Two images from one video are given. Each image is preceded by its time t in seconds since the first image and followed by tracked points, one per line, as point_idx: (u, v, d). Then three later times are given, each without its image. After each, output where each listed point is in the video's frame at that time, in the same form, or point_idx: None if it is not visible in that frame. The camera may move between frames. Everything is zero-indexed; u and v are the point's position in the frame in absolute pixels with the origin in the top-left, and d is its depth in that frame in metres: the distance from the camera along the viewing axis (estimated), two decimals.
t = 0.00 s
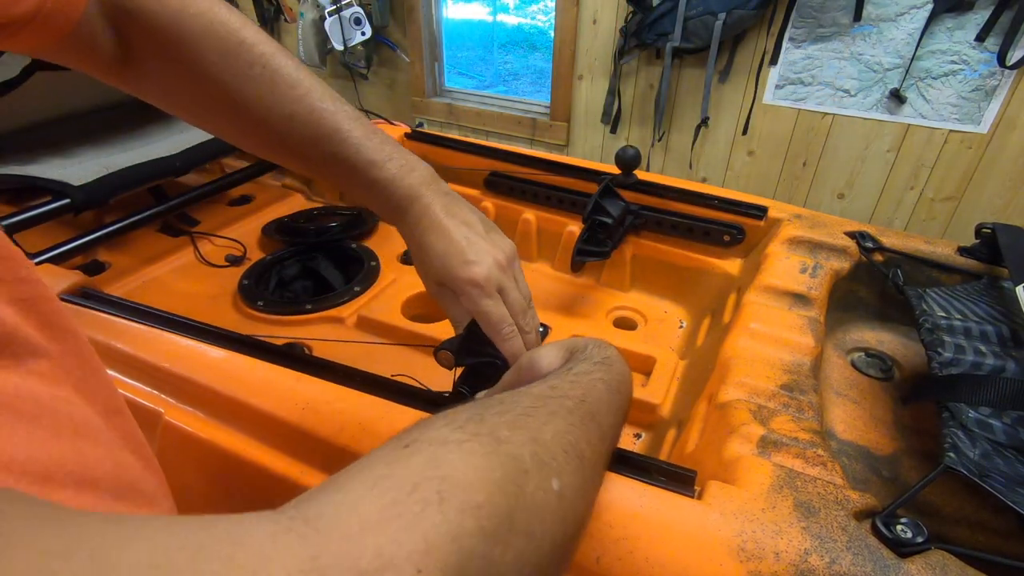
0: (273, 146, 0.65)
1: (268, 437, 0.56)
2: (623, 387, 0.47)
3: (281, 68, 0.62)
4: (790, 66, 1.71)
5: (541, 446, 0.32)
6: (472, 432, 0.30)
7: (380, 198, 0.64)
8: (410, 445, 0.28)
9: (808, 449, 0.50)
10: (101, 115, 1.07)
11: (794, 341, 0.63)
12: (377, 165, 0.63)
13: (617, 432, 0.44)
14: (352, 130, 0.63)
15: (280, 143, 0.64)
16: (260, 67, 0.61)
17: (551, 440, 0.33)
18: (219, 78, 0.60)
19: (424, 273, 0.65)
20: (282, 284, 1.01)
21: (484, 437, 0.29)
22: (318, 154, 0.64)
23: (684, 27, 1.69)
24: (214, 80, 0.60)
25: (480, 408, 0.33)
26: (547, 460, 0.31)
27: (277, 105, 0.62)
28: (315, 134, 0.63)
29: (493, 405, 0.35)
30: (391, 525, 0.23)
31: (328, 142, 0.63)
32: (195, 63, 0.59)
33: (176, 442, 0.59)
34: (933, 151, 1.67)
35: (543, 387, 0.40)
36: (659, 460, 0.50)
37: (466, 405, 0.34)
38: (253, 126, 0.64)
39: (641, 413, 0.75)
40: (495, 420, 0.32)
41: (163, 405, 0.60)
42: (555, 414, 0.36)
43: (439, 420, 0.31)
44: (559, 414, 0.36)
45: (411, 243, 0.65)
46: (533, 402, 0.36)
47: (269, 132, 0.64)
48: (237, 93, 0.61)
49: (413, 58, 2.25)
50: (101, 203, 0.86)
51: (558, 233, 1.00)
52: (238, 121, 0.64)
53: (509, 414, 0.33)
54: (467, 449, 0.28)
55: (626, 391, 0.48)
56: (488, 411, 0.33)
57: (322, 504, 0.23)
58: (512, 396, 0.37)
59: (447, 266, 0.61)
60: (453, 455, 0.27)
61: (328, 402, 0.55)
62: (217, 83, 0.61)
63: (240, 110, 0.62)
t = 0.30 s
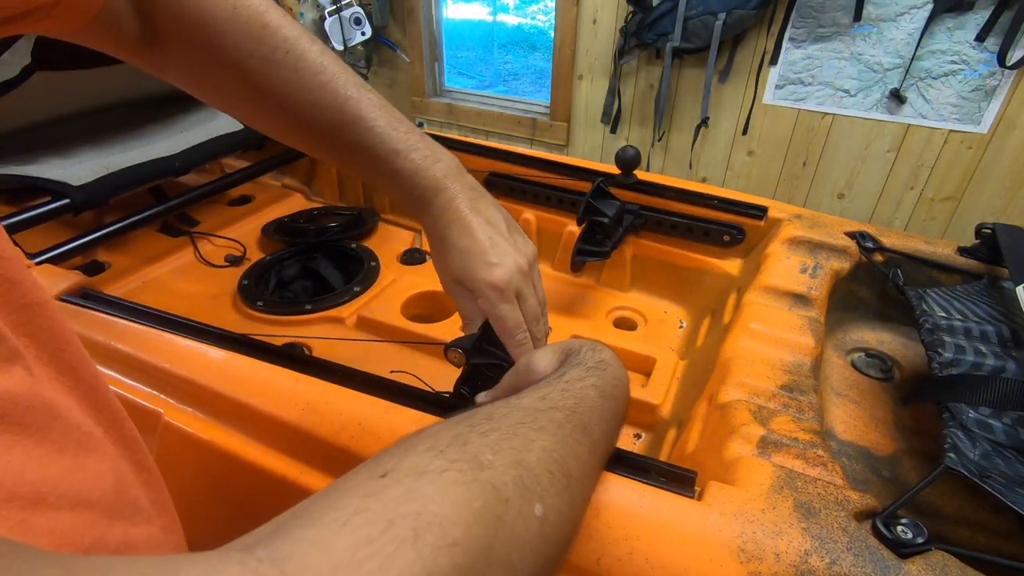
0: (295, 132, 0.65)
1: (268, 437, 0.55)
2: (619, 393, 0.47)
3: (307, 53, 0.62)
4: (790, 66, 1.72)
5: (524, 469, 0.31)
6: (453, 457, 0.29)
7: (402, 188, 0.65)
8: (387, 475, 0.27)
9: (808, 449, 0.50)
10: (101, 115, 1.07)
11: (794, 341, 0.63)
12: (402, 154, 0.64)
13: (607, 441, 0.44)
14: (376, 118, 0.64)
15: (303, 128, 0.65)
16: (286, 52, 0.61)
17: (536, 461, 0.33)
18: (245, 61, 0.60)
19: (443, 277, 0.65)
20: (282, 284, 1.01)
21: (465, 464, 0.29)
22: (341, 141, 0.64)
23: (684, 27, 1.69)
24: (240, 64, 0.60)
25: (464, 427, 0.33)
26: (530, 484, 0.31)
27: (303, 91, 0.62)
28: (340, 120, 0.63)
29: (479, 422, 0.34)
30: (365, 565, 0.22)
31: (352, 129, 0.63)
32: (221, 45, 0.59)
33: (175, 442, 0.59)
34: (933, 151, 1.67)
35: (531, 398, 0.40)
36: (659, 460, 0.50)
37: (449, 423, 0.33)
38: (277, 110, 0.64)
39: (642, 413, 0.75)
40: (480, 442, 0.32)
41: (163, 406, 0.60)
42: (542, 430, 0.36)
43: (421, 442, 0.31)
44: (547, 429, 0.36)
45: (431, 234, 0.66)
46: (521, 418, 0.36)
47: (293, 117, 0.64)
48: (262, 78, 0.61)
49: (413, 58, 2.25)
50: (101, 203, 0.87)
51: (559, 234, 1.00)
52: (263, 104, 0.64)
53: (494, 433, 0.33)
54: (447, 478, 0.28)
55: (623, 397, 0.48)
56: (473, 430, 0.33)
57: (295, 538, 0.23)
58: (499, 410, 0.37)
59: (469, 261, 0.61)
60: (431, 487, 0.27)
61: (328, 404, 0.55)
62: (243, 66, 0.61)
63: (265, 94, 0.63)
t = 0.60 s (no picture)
0: (285, 137, 0.66)
1: (269, 436, 0.56)
2: (616, 400, 0.47)
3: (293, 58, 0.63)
4: (790, 66, 1.72)
5: (520, 486, 0.32)
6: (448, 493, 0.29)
7: (393, 191, 0.65)
8: (381, 498, 0.27)
9: (808, 449, 0.50)
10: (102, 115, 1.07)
11: (794, 341, 0.63)
12: (391, 157, 0.64)
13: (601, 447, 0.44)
14: (366, 122, 0.64)
15: (294, 135, 0.65)
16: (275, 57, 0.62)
17: (532, 477, 0.33)
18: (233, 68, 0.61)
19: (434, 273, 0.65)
20: (282, 284, 1.01)
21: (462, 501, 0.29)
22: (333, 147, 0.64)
23: (684, 27, 1.69)
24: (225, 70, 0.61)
25: (461, 443, 0.33)
26: (522, 507, 0.31)
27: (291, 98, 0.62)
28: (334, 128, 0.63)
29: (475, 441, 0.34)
30: None
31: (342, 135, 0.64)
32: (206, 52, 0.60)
33: (175, 442, 0.59)
34: (933, 151, 1.67)
35: (526, 408, 0.40)
36: (659, 460, 0.50)
37: (445, 438, 0.34)
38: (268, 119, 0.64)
39: (641, 413, 0.75)
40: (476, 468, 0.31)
41: (164, 405, 0.60)
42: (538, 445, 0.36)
43: (416, 460, 0.31)
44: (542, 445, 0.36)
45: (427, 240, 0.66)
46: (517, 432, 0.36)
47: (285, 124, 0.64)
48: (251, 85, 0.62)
49: (413, 58, 2.25)
50: (101, 203, 0.86)
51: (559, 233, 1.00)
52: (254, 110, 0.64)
53: (490, 452, 0.33)
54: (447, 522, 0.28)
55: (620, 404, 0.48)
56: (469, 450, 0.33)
57: (283, 574, 0.23)
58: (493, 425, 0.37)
59: (463, 260, 0.60)
60: (424, 509, 0.27)
61: (328, 404, 0.55)
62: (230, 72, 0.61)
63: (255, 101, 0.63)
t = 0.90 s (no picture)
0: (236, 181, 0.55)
1: (269, 436, 0.56)
2: (605, 380, 0.46)
3: (250, 105, 0.54)
4: (790, 66, 1.72)
5: None
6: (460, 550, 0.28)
7: (355, 220, 0.60)
8: None
9: (808, 448, 0.50)
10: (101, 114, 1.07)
11: (794, 341, 0.63)
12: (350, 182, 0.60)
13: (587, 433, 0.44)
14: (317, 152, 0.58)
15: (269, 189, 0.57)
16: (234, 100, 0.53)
17: None
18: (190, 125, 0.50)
19: (423, 275, 0.62)
20: (282, 284, 1.01)
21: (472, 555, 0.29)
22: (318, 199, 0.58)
23: (684, 27, 1.69)
24: (180, 121, 0.49)
25: None
26: None
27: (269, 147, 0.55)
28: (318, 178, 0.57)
29: (475, 462, 0.32)
30: None
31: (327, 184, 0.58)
32: (155, 104, 0.49)
33: (175, 441, 0.59)
34: (933, 151, 1.67)
35: (522, 396, 0.38)
36: (660, 459, 0.50)
37: None
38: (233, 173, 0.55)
39: (641, 412, 0.76)
40: (483, 511, 0.30)
41: (164, 405, 0.60)
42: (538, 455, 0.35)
43: None
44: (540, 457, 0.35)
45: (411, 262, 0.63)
46: (517, 441, 0.34)
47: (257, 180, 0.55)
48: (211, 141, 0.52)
49: (413, 58, 2.25)
50: (100, 203, 0.86)
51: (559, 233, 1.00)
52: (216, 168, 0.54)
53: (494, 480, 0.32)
54: None
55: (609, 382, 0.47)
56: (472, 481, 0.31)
57: None
58: (491, 432, 0.35)
59: (459, 240, 0.62)
60: None
61: (328, 403, 0.55)
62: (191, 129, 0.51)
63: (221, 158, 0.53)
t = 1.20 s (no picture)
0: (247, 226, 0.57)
1: (269, 436, 0.56)
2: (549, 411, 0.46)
3: (237, 154, 0.55)
4: (790, 66, 1.72)
5: None
6: None
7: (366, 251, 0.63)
8: None
9: (808, 448, 0.50)
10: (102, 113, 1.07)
11: (794, 341, 0.63)
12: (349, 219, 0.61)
13: (534, 472, 0.44)
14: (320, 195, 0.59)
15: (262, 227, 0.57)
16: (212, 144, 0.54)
17: None
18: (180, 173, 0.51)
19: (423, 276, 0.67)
20: (282, 284, 1.01)
21: None
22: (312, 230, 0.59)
23: (684, 27, 1.69)
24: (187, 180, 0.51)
25: None
26: None
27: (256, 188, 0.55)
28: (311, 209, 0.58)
29: (370, 550, 0.36)
30: None
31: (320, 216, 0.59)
32: (151, 162, 0.49)
33: (176, 441, 0.59)
34: (933, 151, 1.67)
35: (428, 461, 0.39)
36: (660, 459, 0.50)
37: None
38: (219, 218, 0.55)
39: (641, 412, 0.76)
40: None
41: (164, 405, 0.60)
42: (438, 531, 0.38)
43: None
44: (443, 527, 0.38)
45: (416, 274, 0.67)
46: (413, 521, 0.37)
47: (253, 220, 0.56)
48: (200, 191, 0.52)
49: (413, 58, 2.25)
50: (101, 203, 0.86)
51: (559, 233, 1.00)
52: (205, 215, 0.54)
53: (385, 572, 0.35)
54: None
55: (557, 409, 0.47)
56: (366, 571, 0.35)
57: None
58: (391, 512, 0.38)
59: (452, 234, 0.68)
60: None
61: (328, 403, 0.55)
62: (182, 181, 0.51)
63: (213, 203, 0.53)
